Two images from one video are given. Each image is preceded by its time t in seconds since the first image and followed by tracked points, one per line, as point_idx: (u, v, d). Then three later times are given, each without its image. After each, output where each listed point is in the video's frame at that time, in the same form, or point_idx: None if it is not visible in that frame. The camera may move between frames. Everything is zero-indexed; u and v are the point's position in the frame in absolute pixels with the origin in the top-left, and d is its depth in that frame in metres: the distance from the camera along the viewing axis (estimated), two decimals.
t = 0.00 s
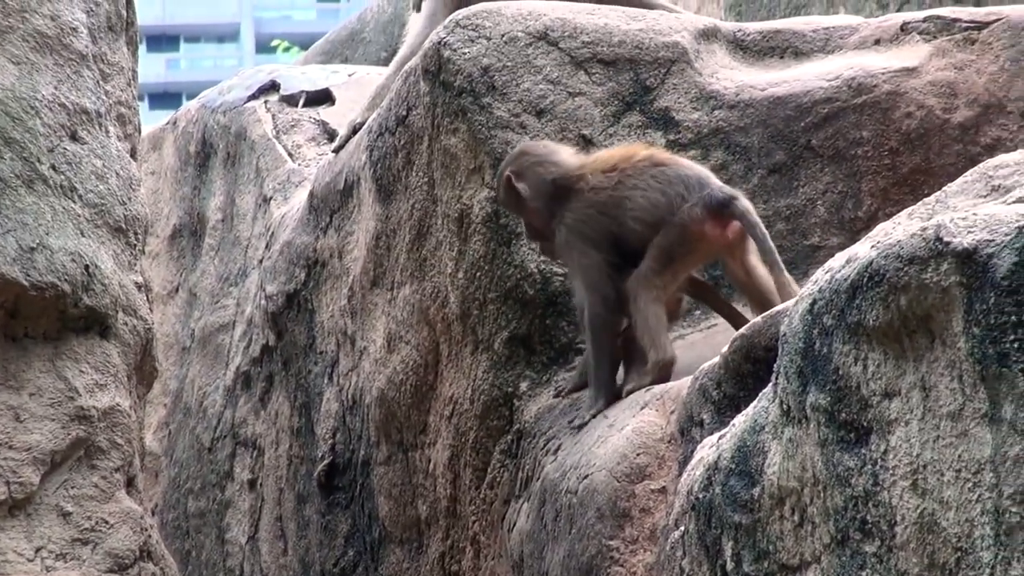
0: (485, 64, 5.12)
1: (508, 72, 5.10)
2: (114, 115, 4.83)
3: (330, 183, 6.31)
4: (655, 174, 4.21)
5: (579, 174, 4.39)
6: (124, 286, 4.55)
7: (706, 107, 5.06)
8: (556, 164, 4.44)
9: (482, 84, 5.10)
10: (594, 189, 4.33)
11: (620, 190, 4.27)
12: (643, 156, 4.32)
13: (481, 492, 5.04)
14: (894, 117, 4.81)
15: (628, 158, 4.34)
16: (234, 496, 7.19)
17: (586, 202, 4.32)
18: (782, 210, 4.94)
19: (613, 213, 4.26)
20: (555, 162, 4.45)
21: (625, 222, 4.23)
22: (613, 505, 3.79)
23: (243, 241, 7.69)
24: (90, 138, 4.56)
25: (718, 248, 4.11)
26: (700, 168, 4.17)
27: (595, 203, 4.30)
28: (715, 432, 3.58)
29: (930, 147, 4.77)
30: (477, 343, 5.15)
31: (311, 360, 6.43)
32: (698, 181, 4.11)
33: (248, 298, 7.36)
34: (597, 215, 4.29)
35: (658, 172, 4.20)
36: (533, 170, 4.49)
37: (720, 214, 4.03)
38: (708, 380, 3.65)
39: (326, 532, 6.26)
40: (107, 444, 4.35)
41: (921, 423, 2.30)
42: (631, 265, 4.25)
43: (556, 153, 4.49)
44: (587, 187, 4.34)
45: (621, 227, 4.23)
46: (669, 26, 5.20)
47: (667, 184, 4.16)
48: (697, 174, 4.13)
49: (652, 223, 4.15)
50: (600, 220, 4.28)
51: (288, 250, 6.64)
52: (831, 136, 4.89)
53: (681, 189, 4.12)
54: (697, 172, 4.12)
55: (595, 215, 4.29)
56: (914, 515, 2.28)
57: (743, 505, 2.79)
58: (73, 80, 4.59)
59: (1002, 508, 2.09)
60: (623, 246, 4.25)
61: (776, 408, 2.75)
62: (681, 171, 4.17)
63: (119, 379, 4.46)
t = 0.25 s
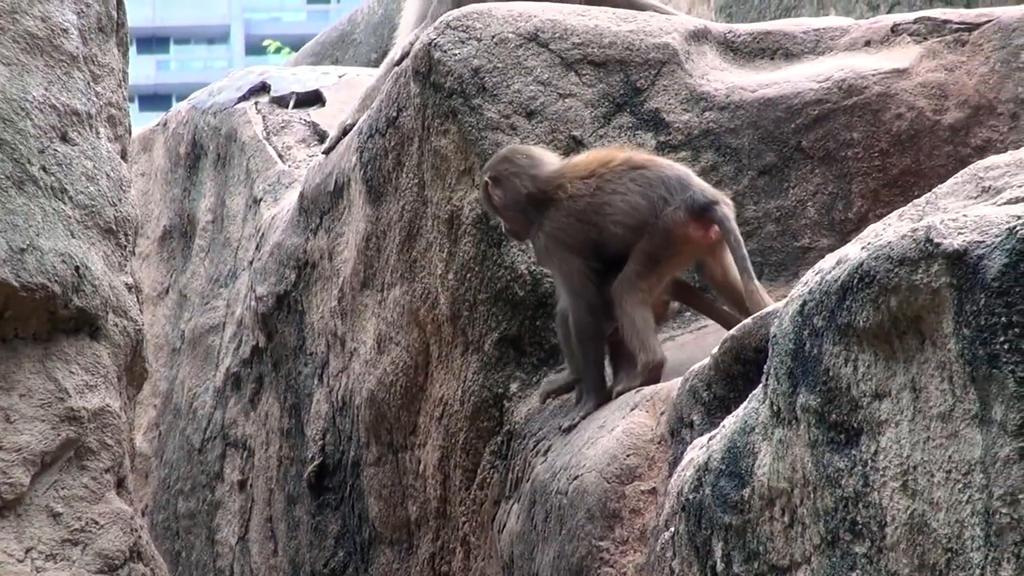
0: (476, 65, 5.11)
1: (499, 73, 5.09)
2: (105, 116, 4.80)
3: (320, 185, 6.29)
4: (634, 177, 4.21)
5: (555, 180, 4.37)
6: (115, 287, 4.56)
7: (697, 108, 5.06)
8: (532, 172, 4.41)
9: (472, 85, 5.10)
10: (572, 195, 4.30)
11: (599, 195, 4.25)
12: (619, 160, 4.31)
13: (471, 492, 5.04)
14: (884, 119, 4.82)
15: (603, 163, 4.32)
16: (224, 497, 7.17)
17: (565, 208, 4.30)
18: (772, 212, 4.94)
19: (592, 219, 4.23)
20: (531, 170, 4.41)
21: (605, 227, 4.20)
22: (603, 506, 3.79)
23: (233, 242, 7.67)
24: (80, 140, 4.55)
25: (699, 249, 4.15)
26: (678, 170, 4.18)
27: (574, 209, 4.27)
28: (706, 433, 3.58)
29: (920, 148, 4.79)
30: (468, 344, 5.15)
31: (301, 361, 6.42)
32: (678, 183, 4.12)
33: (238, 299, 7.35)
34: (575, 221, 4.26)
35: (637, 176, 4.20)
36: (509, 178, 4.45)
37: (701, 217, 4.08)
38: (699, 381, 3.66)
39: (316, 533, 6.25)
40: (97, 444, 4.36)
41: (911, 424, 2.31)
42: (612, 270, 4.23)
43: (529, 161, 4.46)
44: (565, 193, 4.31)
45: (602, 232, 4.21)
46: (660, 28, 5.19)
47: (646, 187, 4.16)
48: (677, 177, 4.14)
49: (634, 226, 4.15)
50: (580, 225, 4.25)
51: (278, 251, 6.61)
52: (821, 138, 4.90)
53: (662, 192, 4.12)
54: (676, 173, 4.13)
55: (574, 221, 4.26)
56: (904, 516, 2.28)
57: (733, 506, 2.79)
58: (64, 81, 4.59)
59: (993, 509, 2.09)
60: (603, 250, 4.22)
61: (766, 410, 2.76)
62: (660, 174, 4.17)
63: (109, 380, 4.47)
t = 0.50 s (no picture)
0: (463, 64, 5.10)
1: (486, 71, 5.08)
2: (92, 115, 4.78)
3: (307, 183, 6.26)
4: (618, 173, 4.18)
5: (537, 174, 4.34)
6: (102, 285, 4.53)
7: (684, 107, 5.05)
8: (513, 165, 4.37)
9: (459, 83, 5.08)
10: (553, 191, 4.27)
11: (582, 191, 4.22)
12: (601, 154, 4.28)
13: (458, 491, 5.03)
14: (872, 118, 4.83)
15: (584, 157, 4.30)
16: (210, 495, 7.15)
17: (546, 203, 4.27)
18: (759, 211, 4.93)
19: (575, 214, 4.21)
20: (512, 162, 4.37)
21: (587, 222, 4.18)
22: (590, 505, 3.79)
23: (220, 240, 7.66)
24: (67, 137, 4.54)
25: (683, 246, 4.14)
26: (662, 165, 4.16)
27: (557, 204, 4.25)
28: (692, 432, 3.58)
29: (908, 148, 4.81)
30: (454, 343, 5.14)
31: (288, 359, 6.40)
32: (664, 180, 4.09)
33: (225, 298, 7.33)
34: (553, 217, 4.25)
35: (619, 171, 4.18)
36: (490, 170, 4.41)
37: (687, 214, 4.06)
38: (685, 380, 3.66)
39: (303, 532, 6.23)
40: (84, 443, 4.34)
41: (898, 424, 2.30)
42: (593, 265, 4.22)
43: (510, 153, 4.41)
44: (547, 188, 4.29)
45: (585, 228, 4.19)
46: (648, 26, 5.18)
47: (630, 183, 4.13)
48: (662, 173, 4.12)
49: (617, 222, 4.12)
50: (562, 220, 4.23)
51: (265, 250, 6.59)
52: (809, 137, 4.91)
53: (647, 188, 4.09)
54: (661, 169, 4.11)
55: (557, 217, 4.24)
56: (891, 515, 2.27)
57: (720, 505, 2.78)
58: (51, 79, 4.57)
59: (980, 508, 2.07)
60: (584, 245, 4.21)
61: (753, 409, 2.75)
62: (644, 169, 4.14)
63: (96, 378, 4.44)
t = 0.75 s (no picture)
0: (449, 64, 4.96)
1: (473, 72, 4.96)
2: (69, 115, 4.64)
3: (290, 185, 6.11)
4: (629, 180, 4.03)
5: (553, 159, 4.14)
6: (79, 290, 4.40)
7: (675, 108, 4.93)
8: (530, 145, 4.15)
9: (445, 83, 4.95)
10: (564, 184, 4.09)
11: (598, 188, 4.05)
12: (616, 155, 4.13)
13: (444, 501, 4.92)
14: (867, 119, 4.72)
15: (600, 155, 4.13)
16: (190, 505, 7.01)
17: (557, 191, 4.09)
18: (752, 214, 4.81)
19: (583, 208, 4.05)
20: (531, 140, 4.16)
21: (592, 223, 4.03)
22: (578, 515, 3.67)
23: (201, 244, 7.52)
24: (44, 139, 4.41)
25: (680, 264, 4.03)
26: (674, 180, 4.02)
27: (567, 197, 4.07)
28: (684, 441, 3.47)
29: (904, 149, 4.72)
30: (440, 349, 5.02)
31: (270, 366, 6.26)
32: (671, 198, 3.96)
33: (206, 302, 7.18)
34: (560, 212, 4.07)
35: (632, 177, 4.04)
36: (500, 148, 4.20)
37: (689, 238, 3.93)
38: (676, 388, 3.54)
39: (285, 542, 6.10)
40: (62, 451, 4.22)
41: (894, 433, 2.24)
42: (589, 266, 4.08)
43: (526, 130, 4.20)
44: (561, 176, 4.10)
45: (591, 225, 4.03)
46: (638, 25, 5.06)
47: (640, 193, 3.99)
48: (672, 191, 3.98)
49: (618, 231, 3.99)
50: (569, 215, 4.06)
51: (247, 253, 6.43)
52: (802, 138, 4.79)
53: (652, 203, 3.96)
54: (673, 185, 3.97)
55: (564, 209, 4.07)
56: (887, 526, 2.21)
57: (711, 516, 2.67)
58: (27, 78, 4.45)
59: (978, 519, 2.02)
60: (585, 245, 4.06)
61: (745, 417, 2.65)
62: (655, 183, 4.00)
63: (74, 385, 4.32)
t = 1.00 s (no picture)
0: (435, 63, 4.80)
1: (459, 72, 4.79)
2: (38, 115, 4.45)
3: (269, 190, 5.90)
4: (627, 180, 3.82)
5: (596, 122, 3.95)
6: (50, 297, 4.24)
7: (669, 109, 4.76)
8: (578, 100, 3.99)
9: (430, 84, 4.78)
10: (582, 154, 3.91)
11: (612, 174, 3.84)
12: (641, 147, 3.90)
13: (428, 518, 4.73)
14: (868, 121, 4.58)
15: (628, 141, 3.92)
16: (165, 521, 6.80)
17: (577, 163, 3.91)
18: (748, 220, 4.64)
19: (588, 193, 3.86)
20: (579, 97, 3.99)
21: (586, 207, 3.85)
22: (568, 532, 3.48)
23: (177, 250, 7.32)
24: (13, 140, 4.26)
25: (667, 278, 3.82)
26: (674, 192, 3.79)
27: (581, 173, 3.89)
28: (678, 455, 3.30)
29: (906, 153, 4.57)
30: (424, 359, 4.85)
31: (249, 377, 6.06)
32: (665, 207, 3.75)
33: (182, 311, 6.98)
34: (567, 180, 3.91)
35: (636, 176, 3.82)
36: (550, 93, 4.07)
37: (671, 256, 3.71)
38: (670, 400, 3.38)
39: (263, 559, 5.90)
40: (31, 465, 4.09)
41: (896, 447, 2.18)
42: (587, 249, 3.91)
43: (580, 85, 4.04)
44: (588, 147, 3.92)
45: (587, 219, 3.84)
46: (631, 24, 4.90)
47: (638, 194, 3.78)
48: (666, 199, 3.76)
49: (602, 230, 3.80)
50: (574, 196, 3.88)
51: (223, 259, 6.20)
52: (801, 141, 4.64)
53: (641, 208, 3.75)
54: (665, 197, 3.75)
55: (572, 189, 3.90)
56: (889, 543, 2.16)
57: (707, 532, 2.62)
58: None
59: (982, 536, 1.96)
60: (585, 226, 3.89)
61: (740, 430, 2.58)
62: (653, 188, 3.78)
63: (43, 396, 4.17)
